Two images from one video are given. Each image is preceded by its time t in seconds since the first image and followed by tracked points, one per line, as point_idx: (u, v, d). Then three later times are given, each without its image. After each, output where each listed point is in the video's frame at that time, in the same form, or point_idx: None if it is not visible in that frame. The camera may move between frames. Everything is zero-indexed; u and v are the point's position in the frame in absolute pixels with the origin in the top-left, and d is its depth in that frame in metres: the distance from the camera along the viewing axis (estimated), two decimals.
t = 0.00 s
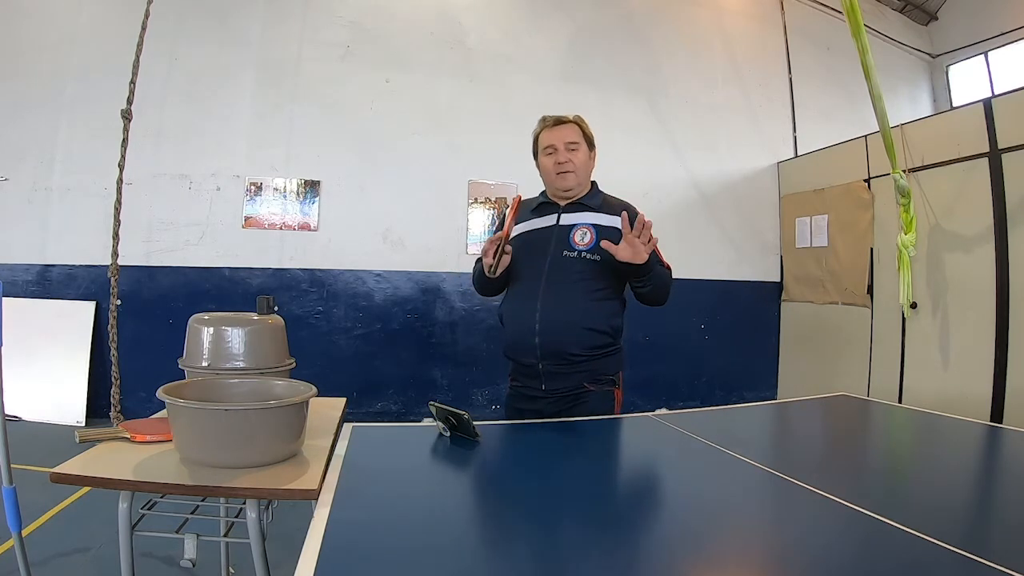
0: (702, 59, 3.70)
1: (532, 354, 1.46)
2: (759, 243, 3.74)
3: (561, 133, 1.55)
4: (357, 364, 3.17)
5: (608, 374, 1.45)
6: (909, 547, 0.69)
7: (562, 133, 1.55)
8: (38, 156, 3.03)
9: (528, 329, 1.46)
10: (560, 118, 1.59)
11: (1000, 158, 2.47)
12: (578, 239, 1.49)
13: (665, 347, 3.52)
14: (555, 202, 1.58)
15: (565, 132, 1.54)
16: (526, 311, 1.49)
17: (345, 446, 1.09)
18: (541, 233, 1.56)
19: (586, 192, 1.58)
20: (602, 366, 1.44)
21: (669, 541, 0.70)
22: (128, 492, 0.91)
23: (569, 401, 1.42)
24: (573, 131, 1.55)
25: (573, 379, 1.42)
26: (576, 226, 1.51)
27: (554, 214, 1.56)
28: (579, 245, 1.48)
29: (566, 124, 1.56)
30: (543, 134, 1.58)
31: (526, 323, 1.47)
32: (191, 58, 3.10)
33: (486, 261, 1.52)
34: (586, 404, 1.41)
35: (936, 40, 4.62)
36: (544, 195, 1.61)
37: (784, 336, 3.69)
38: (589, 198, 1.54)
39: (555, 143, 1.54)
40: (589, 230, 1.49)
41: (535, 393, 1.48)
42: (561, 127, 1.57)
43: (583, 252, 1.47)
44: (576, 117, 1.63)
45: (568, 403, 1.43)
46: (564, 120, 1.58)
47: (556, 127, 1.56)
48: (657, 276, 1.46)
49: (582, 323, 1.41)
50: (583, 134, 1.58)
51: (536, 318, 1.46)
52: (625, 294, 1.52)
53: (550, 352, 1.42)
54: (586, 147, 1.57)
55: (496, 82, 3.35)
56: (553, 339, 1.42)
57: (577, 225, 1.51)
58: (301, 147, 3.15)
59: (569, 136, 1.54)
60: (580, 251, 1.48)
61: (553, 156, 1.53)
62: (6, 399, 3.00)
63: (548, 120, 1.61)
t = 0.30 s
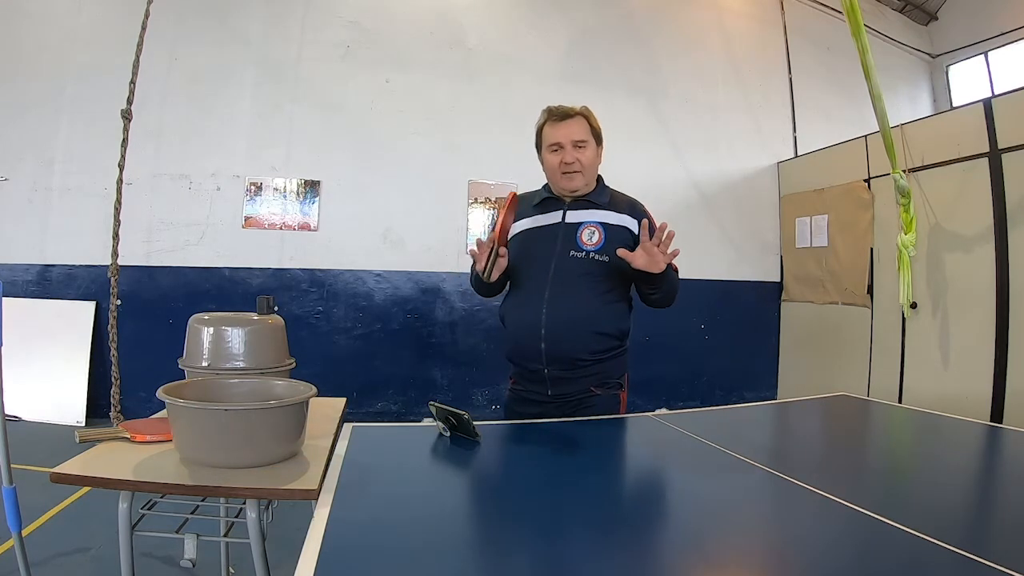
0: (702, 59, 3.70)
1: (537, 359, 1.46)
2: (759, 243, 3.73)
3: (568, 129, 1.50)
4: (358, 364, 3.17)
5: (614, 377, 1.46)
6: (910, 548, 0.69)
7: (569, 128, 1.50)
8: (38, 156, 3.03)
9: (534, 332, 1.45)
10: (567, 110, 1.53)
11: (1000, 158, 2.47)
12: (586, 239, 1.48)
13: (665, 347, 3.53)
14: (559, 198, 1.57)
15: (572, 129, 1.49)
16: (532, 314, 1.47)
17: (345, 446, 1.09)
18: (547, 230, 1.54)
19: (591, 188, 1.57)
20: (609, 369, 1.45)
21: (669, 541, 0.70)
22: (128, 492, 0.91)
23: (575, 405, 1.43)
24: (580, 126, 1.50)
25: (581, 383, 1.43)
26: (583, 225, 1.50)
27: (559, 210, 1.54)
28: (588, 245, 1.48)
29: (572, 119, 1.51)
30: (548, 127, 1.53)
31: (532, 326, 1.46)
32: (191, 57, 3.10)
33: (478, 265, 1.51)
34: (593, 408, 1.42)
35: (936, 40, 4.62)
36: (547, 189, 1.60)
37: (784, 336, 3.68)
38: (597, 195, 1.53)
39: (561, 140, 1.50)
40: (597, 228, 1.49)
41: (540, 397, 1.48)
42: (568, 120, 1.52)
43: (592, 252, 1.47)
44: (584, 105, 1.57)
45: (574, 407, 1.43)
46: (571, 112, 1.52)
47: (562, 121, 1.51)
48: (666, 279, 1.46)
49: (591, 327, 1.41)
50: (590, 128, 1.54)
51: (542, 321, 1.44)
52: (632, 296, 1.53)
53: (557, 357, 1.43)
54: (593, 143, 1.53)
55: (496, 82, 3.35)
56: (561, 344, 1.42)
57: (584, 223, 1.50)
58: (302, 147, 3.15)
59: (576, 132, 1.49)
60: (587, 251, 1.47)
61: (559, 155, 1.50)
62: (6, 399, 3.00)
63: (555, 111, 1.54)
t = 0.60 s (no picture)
0: (702, 59, 3.70)
1: (542, 365, 1.46)
2: (759, 242, 3.73)
3: (572, 123, 1.48)
4: (358, 364, 3.17)
5: (621, 382, 1.47)
6: (910, 548, 0.69)
7: (573, 123, 1.49)
8: (38, 156, 3.03)
9: (539, 337, 1.45)
10: (571, 104, 1.51)
11: (1000, 158, 2.47)
12: (591, 239, 1.48)
13: (665, 347, 3.53)
14: (564, 195, 1.56)
15: (576, 123, 1.47)
16: (535, 317, 1.47)
17: (345, 446, 1.09)
18: (552, 229, 1.54)
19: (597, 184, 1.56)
20: (615, 374, 1.45)
21: (670, 542, 0.70)
22: (128, 492, 0.91)
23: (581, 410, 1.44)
24: (584, 121, 1.48)
25: (587, 389, 1.43)
26: (588, 224, 1.49)
27: (563, 208, 1.54)
28: (593, 245, 1.47)
29: (576, 113, 1.50)
30: (552, 121, 1.52)
31: (536, 330, 1.46)
32: (191, 57, 3.10)
33: (484, 274, 1.47)
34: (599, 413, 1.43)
35: (936, 40, 4.62)
36: (551, 186, 1.60)
37: (784, 335, 3.68)
38: (603, 191, 1.52)
39: (564, 135, 1.48)
40: (602, 228, 1.48)
41: (545, 402, 1.48)
42: (572, 113, 1.50)
43: (597, 252, 1.47)
44: (588, 98, 1.55)
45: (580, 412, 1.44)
46: (575, 105, 1.51)
47: (566, 116, 1.49)
48: (674, 278, 1.44)
49: (596, 332, 1.41)
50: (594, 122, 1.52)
51: (547, 326, 1.44)
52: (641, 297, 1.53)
53: (562, 363, 1.43)
54: (598, 137, 1.51)
55: (496, 82, 3.35)
56: (566, 349, 1.42)
57: (589, 222, 1.49)
58: (302, 147, 3.15)
59: (580, 127, 1.48)
60: (593, 251, 1.47)
61: (562, 150, 1.49)
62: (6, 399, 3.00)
63: (558, 104, 1.53)
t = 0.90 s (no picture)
0: (702, 59, 3.70)
1: (547, 366, 1.47)
2: (759, 242, 3.73)
3: (579, 111, 1.49)
4: (358, 364, 3.17)
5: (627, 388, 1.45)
6: (910, 548, 0.69)
7: (581, 110, 1.49)
8: (38, 156, 3.03)
9: (543, 337, 1.45)
10: (579, 94, 1.53)
11: (1000, 158, 2.47)
12: (595, 235, 1.47)
13: (665, 347, 3.52)
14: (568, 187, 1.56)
15: (584, 111, 1.48)
16: (539, 316, 1.47)
17: (345, 446, 1.09)
18: (555, 227, 1.54)
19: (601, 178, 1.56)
20: (621, 377, 1.44)
21: (670, 542, 0.70)
22: (128, 492, 0.91)
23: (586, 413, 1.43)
24: (592, 110, 1.50)
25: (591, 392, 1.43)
26: (592, 221, 1.49)
27: (567, 205, 1.54)
28: (596, 242, 1.47)
29: (584, 102, 1.51)
30: (559, 109, 1.53)
31: (540, 330, 1.46)
32: (191, 58, 3.10)
33: (495, 261, 1.50)
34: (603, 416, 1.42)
35: (936, 40, 4.62)
36: (556, 182, 1.60)
37: (784, 335, 3.68)
38: (608, 186, 1.53)
39: (571, 122, 1.49)
40: (606, 223, 1.47)
41: (549, 405, 1.48)
42: (580, 103, 1.51)
43: (601, 249, 1.46)
44: (597, 92, 1.57)
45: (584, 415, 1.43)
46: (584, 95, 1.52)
47: (574, 104, 1.51)
48: (678, 273, 1.42)
49: (600, 331, 1.41)
50: (602, 113, 1.53)
51: (551, 325, 1.44)
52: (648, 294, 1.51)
53: (567, 363, 1.43)
54: (604, 129, 1.52)
55: (496, 82, 3.35)
56: (571, 349, 1.42)
57: (593, 218, 1.49)
58: (301, 147, 3.15)
59: (588, 116, 1.49)
60: (596, 248, 1.47)
61: (567, 137, 1.50)
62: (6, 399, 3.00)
63: (567, 94, 1.55)
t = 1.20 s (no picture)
0: (702, 59, 3.70)
1: (554, 368, 1.46)
2: (759, 242, 3.73)
3: (575, 115, 1.48)
4: (358, 365, 3.17)
5: (634, 390, 1.46)
6: (910, 547, 0.69)
7: (577, 114, 1.48)
8: (38, 156, 3.03)
9: (550, 340, 1.45)
10: (574, 97, 1.52)
11: (1000, 158, 2.47)
12: (601, 238, 1.47)
13: (665, 347, 3.53)
14: (572, 192, 1.56)
15: (580, 115, 1.47)
16: (545, 319, 1.48)
17: (345, 446, 1.09)
18: (560, 229, 1.54)
19: (606, 180, 1.56)
20: (628, 379, 1.44)
21: (670, 542, 0.70)
22: (128, 492, 0.91)
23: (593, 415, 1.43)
24: (587, 113, 1.48)
25: (599, 394, 1.43)
26: (598, 222, 1.49)
27: (572, 207, 1.55)
28: (602, 244, 1.47)
29: (579, 106, 1.50)
30: (555, 115, 1.52)
31: (547, 333, 1.46)
32: (192, 58, 3.10)
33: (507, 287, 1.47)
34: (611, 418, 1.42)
35: (936, 40, 4.62)
36: (559, 184, 1.60)
37: (784, 335, 3.68)
38: (613, 187, 1.52)
39: (567, 128, 1.48)
40: (611, 226, 1.47)
41: (557, 407, 1.48)
42: (576, 106, 1.50)
43: (607, 251, 1.46)
44: (592, 91, 1.55)
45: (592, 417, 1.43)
46: (578, 97, 1.51)
47: (569, 108, 1.50)
48: (684, 280, 1.41)
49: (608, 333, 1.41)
50: (598, 114, 1.52)
51: (558, 328, 1.44)
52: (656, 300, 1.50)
53: (575, 366, 1.43)
54: (602, 130, 1.51)
55: (496, 82, 3.35)
56: (578, 351, 1.42)
57: (598, 219, 1.49)
58: (302, 147, 3.15)
59: (584, 119, 1.48)
60: (603, 250, 1.47)
61: (565, 143, 1.49)
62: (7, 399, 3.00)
63: (561, 97, 1.53)
